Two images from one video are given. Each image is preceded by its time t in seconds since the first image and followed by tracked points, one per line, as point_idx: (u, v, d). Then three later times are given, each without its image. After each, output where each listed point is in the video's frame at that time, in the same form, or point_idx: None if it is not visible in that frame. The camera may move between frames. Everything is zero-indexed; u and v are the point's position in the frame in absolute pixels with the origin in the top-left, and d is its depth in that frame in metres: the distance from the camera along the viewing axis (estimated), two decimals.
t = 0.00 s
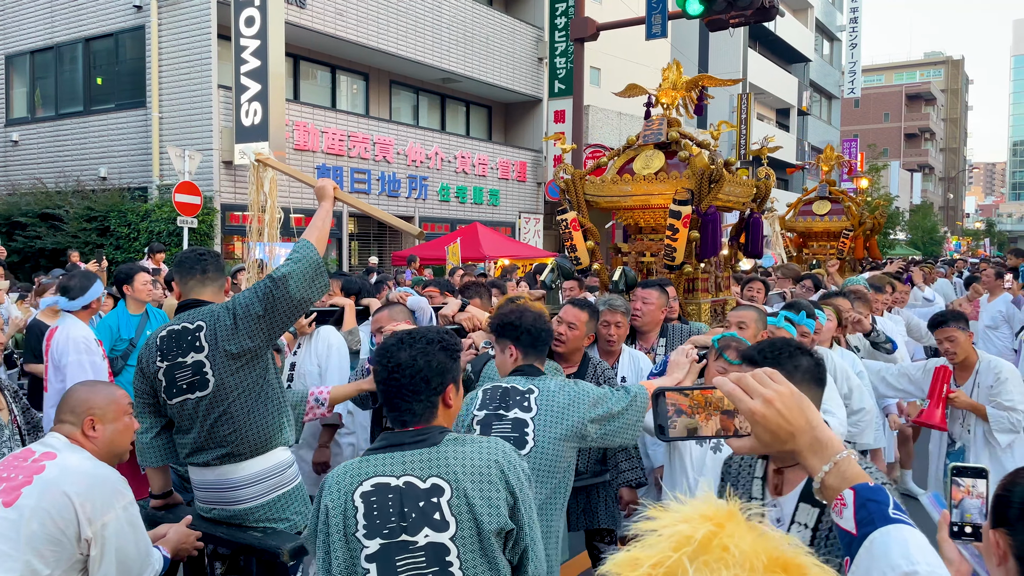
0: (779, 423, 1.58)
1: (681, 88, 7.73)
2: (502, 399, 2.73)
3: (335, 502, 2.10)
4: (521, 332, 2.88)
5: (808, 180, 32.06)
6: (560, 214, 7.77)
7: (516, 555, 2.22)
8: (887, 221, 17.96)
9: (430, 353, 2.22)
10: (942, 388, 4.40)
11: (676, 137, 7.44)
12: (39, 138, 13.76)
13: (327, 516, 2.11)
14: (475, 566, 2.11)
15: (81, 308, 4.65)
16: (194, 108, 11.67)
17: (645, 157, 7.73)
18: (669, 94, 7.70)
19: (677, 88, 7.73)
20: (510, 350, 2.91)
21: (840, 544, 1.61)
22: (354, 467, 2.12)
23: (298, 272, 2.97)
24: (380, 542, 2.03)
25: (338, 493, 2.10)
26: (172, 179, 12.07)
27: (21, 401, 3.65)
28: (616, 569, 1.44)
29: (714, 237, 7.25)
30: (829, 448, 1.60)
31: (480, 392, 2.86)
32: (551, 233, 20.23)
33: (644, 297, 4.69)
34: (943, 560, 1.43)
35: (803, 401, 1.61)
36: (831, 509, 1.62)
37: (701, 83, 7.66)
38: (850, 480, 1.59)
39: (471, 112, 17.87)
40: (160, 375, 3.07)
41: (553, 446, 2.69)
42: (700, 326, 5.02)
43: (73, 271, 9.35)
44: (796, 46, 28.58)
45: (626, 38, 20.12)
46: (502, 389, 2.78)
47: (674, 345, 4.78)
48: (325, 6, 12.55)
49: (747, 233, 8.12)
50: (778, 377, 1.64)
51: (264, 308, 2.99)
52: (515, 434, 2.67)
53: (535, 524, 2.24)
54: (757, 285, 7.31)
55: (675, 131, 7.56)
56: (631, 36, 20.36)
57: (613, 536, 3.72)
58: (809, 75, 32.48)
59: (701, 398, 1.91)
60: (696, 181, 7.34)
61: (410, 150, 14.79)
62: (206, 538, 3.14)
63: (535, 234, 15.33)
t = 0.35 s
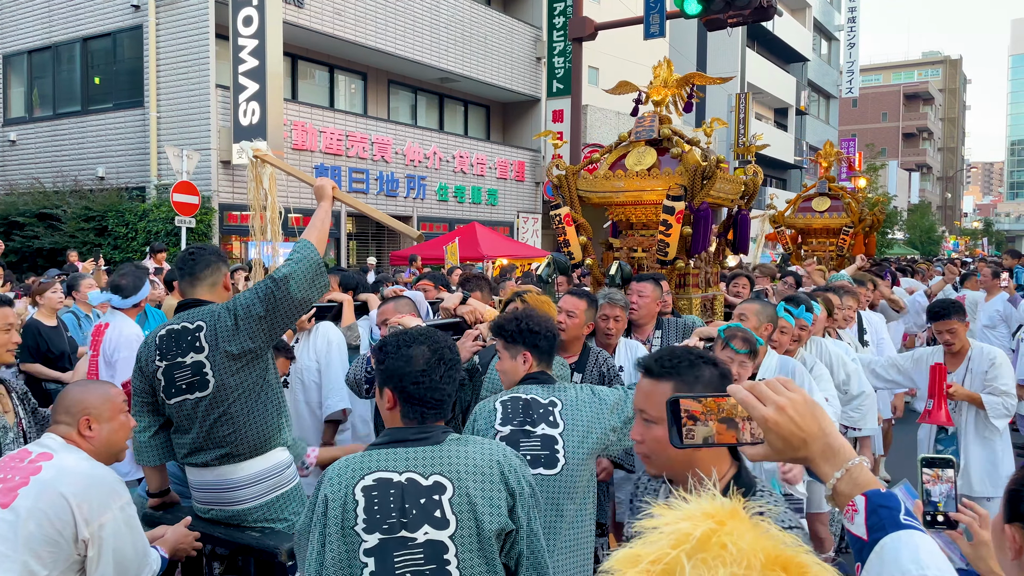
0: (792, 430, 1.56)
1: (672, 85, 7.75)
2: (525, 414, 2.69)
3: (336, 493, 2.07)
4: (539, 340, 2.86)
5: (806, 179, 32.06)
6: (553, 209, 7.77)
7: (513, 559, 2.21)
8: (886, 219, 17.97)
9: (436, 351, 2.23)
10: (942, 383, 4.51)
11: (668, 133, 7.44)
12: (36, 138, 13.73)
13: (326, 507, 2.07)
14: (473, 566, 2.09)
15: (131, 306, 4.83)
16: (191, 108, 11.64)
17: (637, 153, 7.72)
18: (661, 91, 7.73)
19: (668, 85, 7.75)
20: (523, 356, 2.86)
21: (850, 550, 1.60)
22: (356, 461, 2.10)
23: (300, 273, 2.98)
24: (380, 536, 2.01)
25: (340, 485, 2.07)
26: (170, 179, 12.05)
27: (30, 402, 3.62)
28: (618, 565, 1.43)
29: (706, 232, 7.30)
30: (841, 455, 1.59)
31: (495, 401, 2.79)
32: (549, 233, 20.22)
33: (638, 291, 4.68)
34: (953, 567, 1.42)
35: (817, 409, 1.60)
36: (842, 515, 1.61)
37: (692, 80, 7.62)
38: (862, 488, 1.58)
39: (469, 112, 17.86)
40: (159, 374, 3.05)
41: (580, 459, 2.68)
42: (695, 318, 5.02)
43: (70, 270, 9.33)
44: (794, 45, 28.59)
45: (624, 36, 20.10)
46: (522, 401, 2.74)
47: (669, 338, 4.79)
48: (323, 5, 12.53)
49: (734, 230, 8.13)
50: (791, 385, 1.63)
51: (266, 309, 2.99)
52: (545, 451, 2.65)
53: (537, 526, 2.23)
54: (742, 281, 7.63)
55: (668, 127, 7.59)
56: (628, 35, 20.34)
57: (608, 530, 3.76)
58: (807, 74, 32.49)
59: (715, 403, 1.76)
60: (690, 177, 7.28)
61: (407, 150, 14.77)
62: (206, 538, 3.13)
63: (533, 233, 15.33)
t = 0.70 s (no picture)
0: (790, 431, 1.56)
1: (659, 88, 7.72)
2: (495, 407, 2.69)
3: (331, 487, 1.99)
4: (499, 330, 2.86)
5: (805, 179, 32.05)
6: (546, 211, 7.75)
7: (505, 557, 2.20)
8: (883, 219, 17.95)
9: (423, 349, 2.19)
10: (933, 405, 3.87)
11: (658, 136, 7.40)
12: (33, 137, 13.68)
13: (319, 502, 1.98)
14: (470, 567, 2.09)
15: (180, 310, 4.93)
16: (188, 108, 11.60)
17: (627, 156, 7.64)
18: (648, 94, 7.69)
19: (655, 88, 7.71)
20: (483, 347, 2.85)
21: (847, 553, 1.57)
22: (349, 460, 2.05)
23: (299, 272, 2.98)
24: (377, 536, 1.99)
25: (336, 482, 2.00)
26: (167, 178, 12.00)
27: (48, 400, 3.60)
28: (609, 561, 1.39)
29: (699, 233, 7.32)
30: (840, 457, 1.57)
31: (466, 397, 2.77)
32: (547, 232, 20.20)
33: (636, 291, 4.66)
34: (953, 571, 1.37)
35: (816, 410, 1.60)
36: (841, 518, 1.58)
37: (680, 83, 7.59)
38: (860, 490, 1.55)
39: (467, 111, 17.83)
40: (155, 373, 3.00)
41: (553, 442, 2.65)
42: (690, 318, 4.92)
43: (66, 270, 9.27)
44: (791, 46, 28.61)
45: (621, 36, 20.07)
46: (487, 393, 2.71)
47: (667, 343, 4.70)
48: (320, 4, 12.49)
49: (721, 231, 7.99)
50: (790, 387, 1.63)
51: (268, 309, 2.97)
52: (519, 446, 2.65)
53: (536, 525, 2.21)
54: (729, 282, 7.92)
55: (657, 130, 7.54)
56: (626, 35, 20.31)
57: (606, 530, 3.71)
58: (804, 75, 32.50)
59: (710, 404, 1.95)
60: (681, 178, 7.21)
61: (405, 149, 14.72)
62: (199, 539, 3.07)
63: (531, 232, 15.29)
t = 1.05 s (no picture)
0: (787, 436, 1.56)
1: (653, 91, 7.61)
2: (451, 394, 2.63)
3: (314, 501, 1.99)
4: (447, 319, 2.78)
5: (803, 179, 32.04)
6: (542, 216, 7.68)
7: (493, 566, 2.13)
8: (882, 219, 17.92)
9: (412, 351, 2.08)
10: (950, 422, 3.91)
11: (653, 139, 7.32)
12: (30, 137, 13.64)
13: (303, 515, 1.99)
14: None
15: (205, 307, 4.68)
16: (186, 107, 11.56)
17: (622, 159, 7.68)
18: (641, 98, 7.59)
19: (649, 92, 7.62)
20: (433, 336, 2.77)
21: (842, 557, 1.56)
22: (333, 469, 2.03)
23: (303, 275, 2.94)
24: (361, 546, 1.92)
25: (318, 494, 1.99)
26: (164, 178, 11.97)
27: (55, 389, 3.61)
28: (598, 562, 1.38)
29: (695, 237, 7.17)
30: (835, 462, 1.57)
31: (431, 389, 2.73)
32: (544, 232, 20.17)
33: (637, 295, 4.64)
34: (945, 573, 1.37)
35: (812, 415, 1.60)
36: (835, 521, 1.59)
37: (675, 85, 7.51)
38: (855, 494, 1.55)
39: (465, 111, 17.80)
40: (155, 374, 2.97)
41: (506, 424, 2.67)
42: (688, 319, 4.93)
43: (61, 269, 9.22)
44: (789, 45, 28.61)
45: (619, 35, 20.03)
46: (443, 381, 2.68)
47: (670, 346, 4.71)
48: (318, 4, 12.44)
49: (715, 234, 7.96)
50: (787, 392, 1.64)
51: (272, 312, 2.94)
52: (475, 427, 2.61)
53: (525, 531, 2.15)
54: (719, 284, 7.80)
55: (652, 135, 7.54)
56: (624, 34, 20.26)
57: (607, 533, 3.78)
58: (802, 74, 32.48)
59: (708, 409, 1.95)
60: (678, 183, 7.17)
61: (403, 149, 14.68)
62: (195, 539, 3.04)
63: (529, 232, 15.26)
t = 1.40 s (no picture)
0: (773, 450, 1.55)
1: (650, 87, 7.65)
2: (448, 398, 2.66)
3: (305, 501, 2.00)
4: (446, 317, 2.74)
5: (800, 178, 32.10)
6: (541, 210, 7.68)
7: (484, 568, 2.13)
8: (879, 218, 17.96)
9: (404, 352, 2.08)
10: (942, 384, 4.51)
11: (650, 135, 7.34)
12: (26, 135, 13.61)
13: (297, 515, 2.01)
14: None
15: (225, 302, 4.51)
16: (183, 106, 11.55)
17: (620, 154, 7.59)
18: (639, 93, 7.62)
19: (645, 88, 7.64)
20: (432, 332, 2.74)
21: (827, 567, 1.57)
22: (324, 469, 2.02)
23: (300, 277, 2.95)
24: (349, 546, 1.96)
25: (309, 492, 1.99)
26: (161, 177, 11.95)
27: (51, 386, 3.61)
28: (583, 568, 1.36)
29: (693, 233, 7.33)
30: (819, 475, 1.57)
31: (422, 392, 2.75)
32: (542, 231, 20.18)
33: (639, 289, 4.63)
34: None
35: (799, 429, 1.59)
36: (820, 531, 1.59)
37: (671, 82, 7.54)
38: (839, 506, 1.55)
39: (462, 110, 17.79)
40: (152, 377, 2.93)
41: (506, 434, 2.68)
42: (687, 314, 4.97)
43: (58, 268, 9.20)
44: (787, 45, 28.68)
45: (616, 35, 20.04)
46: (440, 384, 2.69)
47: (672, 340, 4.73)
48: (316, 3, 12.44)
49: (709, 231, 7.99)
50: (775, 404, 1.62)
51: (270, 315, 2.94)
52: (471, 433, 2.62)
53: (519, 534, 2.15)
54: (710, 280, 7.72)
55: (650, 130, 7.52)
56: (621, 33, 20.26)
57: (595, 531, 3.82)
58: (800, 74, 32.53)
59: (695, 419, 2.02)
60: (678, 178, 7.15)
61: (401, 148, 14.66)
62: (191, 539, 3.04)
63: (527, 231, 15.26)
